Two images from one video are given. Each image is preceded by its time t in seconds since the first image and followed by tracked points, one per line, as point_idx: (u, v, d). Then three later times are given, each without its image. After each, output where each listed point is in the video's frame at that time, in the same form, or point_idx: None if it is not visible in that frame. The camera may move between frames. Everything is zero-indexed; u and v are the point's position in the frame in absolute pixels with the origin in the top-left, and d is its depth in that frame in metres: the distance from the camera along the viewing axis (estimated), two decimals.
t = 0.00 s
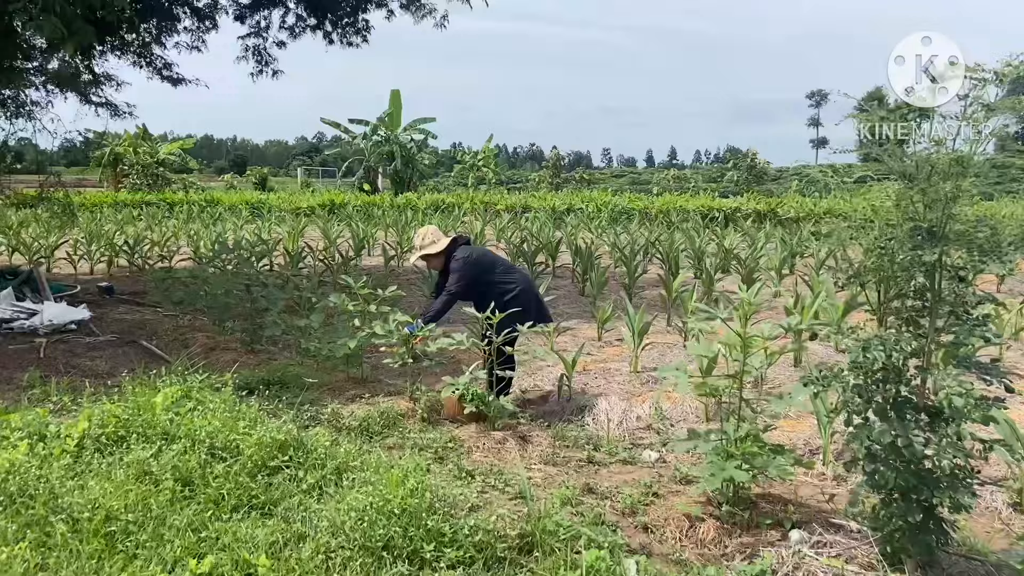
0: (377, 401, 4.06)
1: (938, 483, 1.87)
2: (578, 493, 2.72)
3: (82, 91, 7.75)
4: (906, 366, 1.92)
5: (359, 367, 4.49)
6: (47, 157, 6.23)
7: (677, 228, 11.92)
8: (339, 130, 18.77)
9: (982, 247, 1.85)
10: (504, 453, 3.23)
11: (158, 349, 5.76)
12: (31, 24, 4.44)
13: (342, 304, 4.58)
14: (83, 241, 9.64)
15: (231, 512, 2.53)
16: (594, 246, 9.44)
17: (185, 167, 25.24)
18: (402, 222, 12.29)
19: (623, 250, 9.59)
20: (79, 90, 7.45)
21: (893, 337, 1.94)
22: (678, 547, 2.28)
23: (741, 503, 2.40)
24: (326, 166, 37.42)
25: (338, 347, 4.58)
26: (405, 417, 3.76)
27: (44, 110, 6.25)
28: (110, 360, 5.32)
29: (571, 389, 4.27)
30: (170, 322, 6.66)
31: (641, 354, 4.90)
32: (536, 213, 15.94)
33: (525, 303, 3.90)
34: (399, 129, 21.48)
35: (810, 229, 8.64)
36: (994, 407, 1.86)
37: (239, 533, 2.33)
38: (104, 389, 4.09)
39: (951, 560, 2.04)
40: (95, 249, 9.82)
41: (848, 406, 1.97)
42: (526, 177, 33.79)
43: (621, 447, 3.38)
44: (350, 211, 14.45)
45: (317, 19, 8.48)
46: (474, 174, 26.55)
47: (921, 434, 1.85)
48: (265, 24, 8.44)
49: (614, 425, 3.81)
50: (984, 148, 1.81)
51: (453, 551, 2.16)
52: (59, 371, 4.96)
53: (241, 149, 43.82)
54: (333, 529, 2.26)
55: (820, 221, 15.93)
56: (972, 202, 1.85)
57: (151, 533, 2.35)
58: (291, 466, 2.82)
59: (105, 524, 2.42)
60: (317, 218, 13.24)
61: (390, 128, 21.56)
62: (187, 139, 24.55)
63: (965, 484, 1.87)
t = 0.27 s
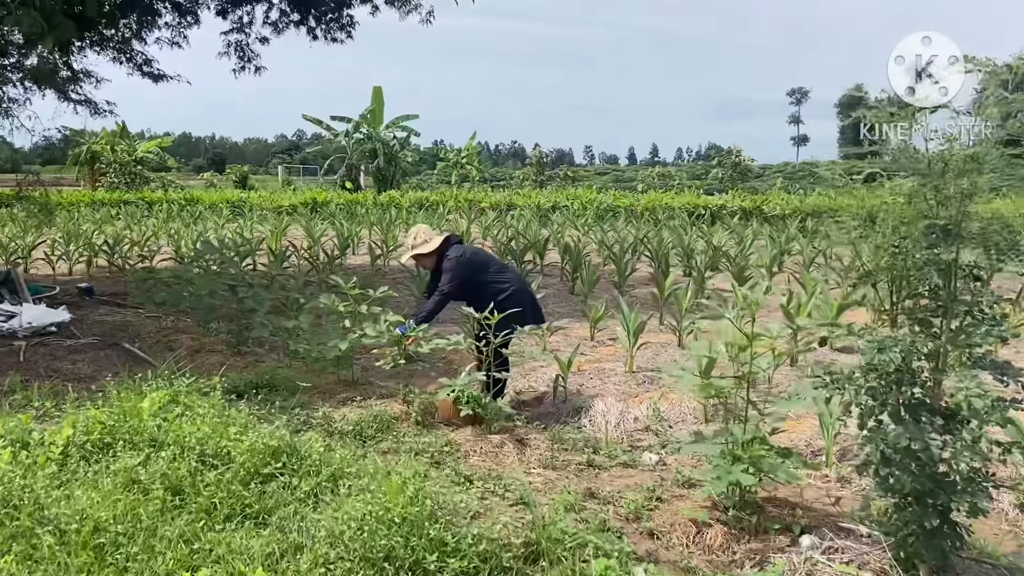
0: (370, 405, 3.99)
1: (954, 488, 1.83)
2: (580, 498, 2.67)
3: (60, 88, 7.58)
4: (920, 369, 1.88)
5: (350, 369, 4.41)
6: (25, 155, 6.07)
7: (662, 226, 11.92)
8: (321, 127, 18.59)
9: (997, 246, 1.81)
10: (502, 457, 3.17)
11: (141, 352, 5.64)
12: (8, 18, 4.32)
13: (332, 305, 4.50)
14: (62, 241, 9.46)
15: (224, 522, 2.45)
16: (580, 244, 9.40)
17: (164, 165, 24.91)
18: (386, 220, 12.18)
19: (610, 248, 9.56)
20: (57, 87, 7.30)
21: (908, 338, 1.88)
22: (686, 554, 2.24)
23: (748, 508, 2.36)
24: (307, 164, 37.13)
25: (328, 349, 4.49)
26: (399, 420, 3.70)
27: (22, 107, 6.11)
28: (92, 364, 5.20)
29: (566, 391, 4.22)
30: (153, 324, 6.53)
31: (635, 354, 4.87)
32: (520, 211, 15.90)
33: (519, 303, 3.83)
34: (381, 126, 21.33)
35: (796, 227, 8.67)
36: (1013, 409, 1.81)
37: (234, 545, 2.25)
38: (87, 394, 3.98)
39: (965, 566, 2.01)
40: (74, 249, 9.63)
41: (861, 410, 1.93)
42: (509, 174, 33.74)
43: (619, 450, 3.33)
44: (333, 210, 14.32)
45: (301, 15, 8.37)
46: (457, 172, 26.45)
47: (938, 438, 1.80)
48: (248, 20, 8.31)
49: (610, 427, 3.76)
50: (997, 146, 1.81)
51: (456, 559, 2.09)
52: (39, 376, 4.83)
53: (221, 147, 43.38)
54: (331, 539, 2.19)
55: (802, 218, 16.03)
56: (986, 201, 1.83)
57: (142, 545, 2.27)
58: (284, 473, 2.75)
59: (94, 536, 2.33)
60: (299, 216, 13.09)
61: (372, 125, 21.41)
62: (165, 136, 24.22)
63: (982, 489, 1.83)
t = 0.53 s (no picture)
0: (364, 405, 3.94)
1: (967, 485, 1.82)
2: (582, 498, 2.64)
3: (40, 83, 7.43)
4: (930, 365, 1.87)
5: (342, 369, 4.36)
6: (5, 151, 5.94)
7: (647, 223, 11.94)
8: (303, 125, 18.43)
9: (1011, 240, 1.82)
10: (500, 457, 3.14)
11: (126, 352, 5.54)
12: None
13: (323, 305, 4.44)
14: (41, 240, 9.29)
15: (222, 526, 2.40)
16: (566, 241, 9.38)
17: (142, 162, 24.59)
18: (370, 218, 12.07)
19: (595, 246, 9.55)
20: (37, 82, 7.16)
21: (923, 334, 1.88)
22: (693, 554, 2.21)
23: (754, 506, 2.34)
24: (287, 162, 36.84)
25: (319, 349, 4.43)
26: (395, 420, 3.65)
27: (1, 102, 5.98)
28: (76, 365, 5.10)
29: (561, 389, 4.19)
30: (137, 323, 6.42)
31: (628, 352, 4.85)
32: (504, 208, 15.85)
33: (512, 301, 3.79)
34: (362, 123, 21.20)
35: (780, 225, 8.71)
36: None
37: (233, 550, 2.20)
38: (72, 396, 3.90)
39: (973, 563, 2.00)
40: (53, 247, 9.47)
41: (871, 406, 1.92)
42: (492, 172, 33.66)
43: (618, 448, 3.31)
44: (316, 208, 14.18)
45: (285, 10, 8.28)
46: (439, 170, 26.36)
47: (952, 434, 1.79)
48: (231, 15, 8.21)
49: (607, 425, 3.74)
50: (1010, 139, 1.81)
51: (462, 563, 2.06)
52: (22, 377, 4.73)
53: (200, 145, 42.93)
54: (334, 542, 2.15)
55: (782, 216, 16.13)
56: (999, 194, 1.84)
57: (138, 551, 2.21)
58: (282, 475, 2.70)
59: (87, 543, 2.27)
60: (281, 214, 12.95)
61: (354, 122, 21.27)
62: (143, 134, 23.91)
63: (994, 486, 1.82)
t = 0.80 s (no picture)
0: (364, 404, 3.90)
1: (989, 481, 1.81)
2: (592, 496, 2.62)
3: (22, 79, 7.30)
4: (950, 360, 1.87)
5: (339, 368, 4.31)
6: None
7: (634, 220, 11.96)
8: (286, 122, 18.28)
9: None
10: (505, 455, 3.11)
11: (115, 352, 5.45)
12: None
13: (320, 303, 4.39)
14: (23, 238, 9.13)
15: (229, 529, 2.36)
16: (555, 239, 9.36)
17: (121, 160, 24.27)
18: (356, 216, 12.00)
19: (584, 243, 9.55)
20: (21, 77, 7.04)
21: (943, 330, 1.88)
22: (708, 552, 2.19)
23: (767, 504, 2.32)
24: (269, 159, 36.53)
25: (316, 348, 4.38)
26: (396, 419, 3.62)
27: None
28: (65, 365, 5.01)
29: (561, 387, 4.17)
30: (125, 323, 6.33)
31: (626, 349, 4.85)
32: (489, 205, 15.81)
33: (515, 297, 3.77)
34: (345, 120, 21.05)
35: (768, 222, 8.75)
36: None
37: (243, 554, 2.16)
38: (65, 397, 3.82)
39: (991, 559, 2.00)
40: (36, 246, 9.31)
41: (890, 402, 1.92)
42: (476, 169, 33.59)
43: (622, 446, 3.30)
44: (301, 205, 14.08)
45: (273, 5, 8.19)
46: (423, 167, 26.25)
47: (974, 431, 1.78)
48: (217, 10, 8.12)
49: (609, 422, 3.72)
50: None
51: (478, 565, 2.03)
52: (11, 378, 4.63)
53: (180, 142, 42.48)
54: (346, 545, 2.11)
55: (765, 213, 16.22)
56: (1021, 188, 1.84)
57: (145, 556, 2.17)
58: (287, 477, 2.65)
59: (92, 548, 2.22)
60: (265, 211, 12.83)
61: (337, 119, 21.12)
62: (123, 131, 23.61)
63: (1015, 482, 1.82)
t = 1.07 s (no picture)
0: (367, 406, 3.87)
1: (1015, 481, 1.79)
2: (605, 497, 2.61)
3: (7, 74, 7.19)
4: (976, 361, 1.87)
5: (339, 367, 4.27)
6: None
7: (622, 216, 11.96)
8: (270, 117, 18.14)
9: None
10: (513, 456, 3.10)
11: (106, 353, 5.37)
12: None
13: (319, 302, 4.35)
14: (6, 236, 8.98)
15: (241, 536, 2.32)
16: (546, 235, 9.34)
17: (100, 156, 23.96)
18: (343, 212, 11.90)
19: (575, 240, 9.54)
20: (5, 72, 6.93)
21: (965, 330, 1.86)
22: (726, 553, 2.18)
23: (782, 505, 2.31)
24: (251, 155, 36.22)
25: (316, 348, 4.34)
26: (401, 420, 3.59)
27: None
28: (56, 367, 4.92)
29: (564, 386, 4.17)
30: (115, 323, 6.23)
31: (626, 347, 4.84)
32: (476, 201, 15.76)
33: (519, 296, 3.77)
34: (328, 116, 20.91)
35: (757, 219, 8.80)
36: None
37: (256, 563, 2.12)
38: (61, 400, 3.75)
39: (1012, 557, 1.99)
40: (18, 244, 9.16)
41: (912, 402, 1.91)
42: (461, 165, 33.47)
43: (629, 446, 3.29)
44: (286, 201, 13.96)
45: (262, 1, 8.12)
46: (407, 163, 26.15)
47: (999, 432, 1.76)
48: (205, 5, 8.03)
49: (614, 421, 3.71)
50: None
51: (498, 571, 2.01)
52: None
53: (161, 138, 42.06)
54: (363, 553, 2.08)
55: (750, 208, 16.29)
56: None
57: (156, 567, 2.12)
58: (296, 481, 2.62)
59: (101, 558, 2.17)
60: (251, 208, 12.71)
61: (320, 114, 20.97)
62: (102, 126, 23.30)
63: None
